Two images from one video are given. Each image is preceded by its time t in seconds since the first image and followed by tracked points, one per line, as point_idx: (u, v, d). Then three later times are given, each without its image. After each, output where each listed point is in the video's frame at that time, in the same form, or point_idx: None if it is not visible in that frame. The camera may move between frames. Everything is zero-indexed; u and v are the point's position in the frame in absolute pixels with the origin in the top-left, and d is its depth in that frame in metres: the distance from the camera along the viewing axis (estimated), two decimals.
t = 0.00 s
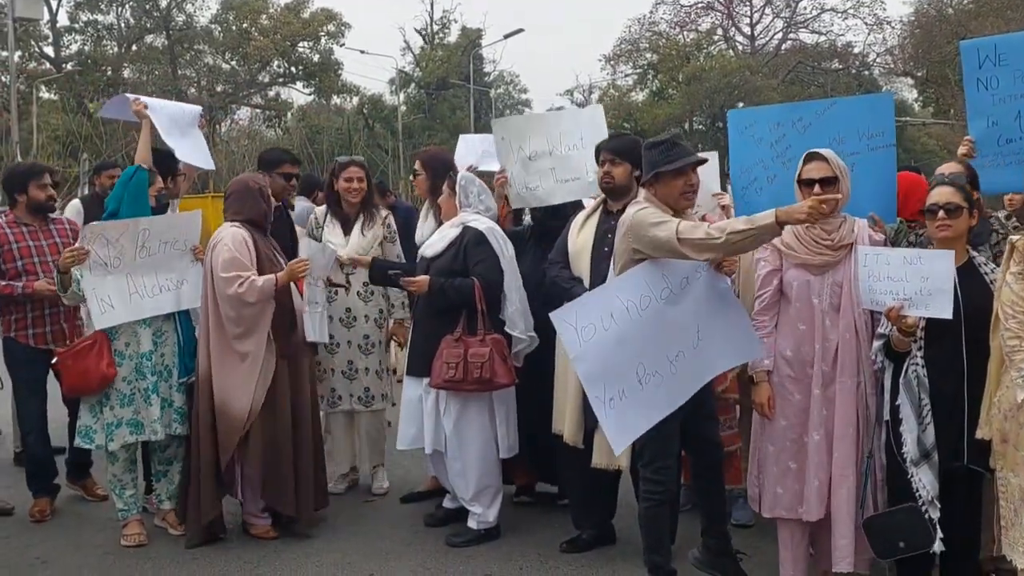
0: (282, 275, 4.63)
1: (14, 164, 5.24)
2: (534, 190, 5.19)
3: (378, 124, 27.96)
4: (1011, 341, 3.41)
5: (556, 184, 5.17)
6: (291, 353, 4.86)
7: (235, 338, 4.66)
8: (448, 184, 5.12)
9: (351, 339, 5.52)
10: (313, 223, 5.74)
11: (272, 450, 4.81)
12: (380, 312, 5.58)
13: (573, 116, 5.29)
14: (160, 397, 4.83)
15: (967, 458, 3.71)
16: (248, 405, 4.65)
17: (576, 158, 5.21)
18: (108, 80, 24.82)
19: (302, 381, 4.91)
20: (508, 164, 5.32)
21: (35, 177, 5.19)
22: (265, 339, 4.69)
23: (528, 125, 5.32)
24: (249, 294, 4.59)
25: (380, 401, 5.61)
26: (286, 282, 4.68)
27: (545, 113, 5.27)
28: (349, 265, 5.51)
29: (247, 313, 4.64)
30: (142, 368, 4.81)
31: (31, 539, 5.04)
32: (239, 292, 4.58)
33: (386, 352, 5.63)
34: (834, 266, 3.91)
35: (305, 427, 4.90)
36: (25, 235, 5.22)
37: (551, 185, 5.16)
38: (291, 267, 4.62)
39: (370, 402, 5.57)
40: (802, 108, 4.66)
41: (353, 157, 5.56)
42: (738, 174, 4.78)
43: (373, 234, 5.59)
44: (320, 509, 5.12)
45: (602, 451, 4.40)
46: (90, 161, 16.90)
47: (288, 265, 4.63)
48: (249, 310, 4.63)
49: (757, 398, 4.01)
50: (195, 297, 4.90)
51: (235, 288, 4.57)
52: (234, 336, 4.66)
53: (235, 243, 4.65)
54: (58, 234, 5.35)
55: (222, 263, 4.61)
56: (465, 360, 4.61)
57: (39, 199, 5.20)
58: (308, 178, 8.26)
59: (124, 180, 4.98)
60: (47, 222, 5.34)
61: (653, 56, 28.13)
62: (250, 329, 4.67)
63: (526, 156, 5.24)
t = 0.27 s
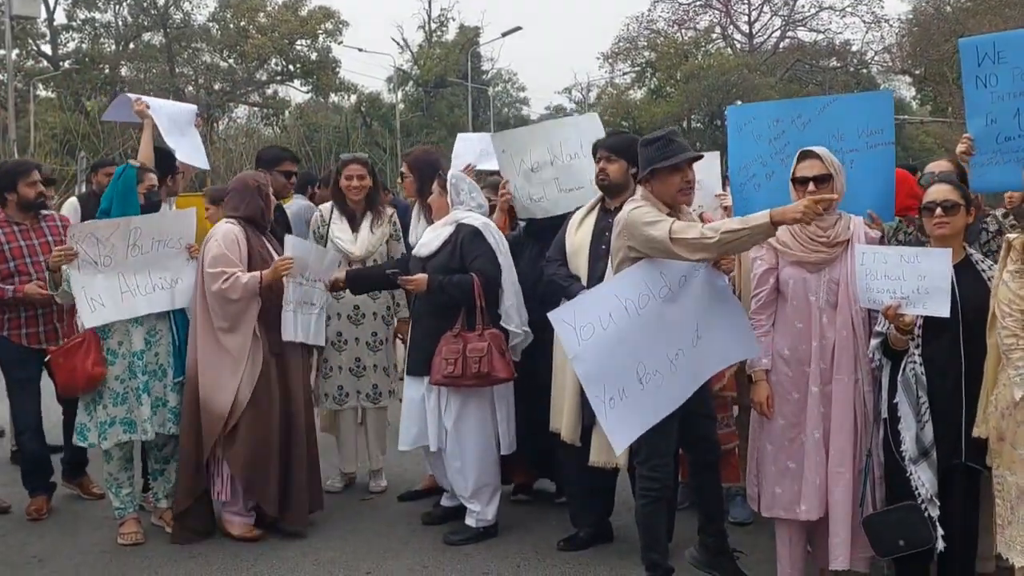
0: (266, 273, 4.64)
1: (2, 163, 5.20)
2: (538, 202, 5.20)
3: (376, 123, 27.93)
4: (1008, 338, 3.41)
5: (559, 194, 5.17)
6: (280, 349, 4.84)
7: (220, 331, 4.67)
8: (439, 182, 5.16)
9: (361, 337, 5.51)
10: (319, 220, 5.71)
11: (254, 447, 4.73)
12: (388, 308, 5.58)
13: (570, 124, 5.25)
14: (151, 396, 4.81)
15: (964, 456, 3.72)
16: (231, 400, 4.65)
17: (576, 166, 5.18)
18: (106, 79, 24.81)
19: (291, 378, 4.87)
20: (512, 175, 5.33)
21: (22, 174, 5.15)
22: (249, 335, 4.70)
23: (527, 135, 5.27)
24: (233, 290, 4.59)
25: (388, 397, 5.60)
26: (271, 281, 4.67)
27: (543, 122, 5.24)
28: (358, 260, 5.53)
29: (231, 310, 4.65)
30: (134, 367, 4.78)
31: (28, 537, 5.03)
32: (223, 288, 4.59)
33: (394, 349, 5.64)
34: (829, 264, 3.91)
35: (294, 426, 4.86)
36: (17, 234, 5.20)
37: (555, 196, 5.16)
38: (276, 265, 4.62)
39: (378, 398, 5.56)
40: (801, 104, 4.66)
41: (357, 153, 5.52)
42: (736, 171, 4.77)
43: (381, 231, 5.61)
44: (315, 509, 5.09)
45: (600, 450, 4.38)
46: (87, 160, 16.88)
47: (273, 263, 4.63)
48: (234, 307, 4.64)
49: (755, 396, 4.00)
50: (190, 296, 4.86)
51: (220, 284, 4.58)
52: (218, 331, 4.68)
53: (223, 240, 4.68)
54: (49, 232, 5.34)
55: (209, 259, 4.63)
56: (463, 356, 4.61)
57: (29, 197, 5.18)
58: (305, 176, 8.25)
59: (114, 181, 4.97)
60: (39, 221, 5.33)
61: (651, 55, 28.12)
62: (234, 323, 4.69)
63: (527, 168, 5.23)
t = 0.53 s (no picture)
0: (260, 275, 4.62)
1: None
2: (535, 208, 5.16)
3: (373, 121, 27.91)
4: (1004, 337, 3.41)
5: (556, 199, 5.16)
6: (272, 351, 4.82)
7: (209, 334, 4.64)
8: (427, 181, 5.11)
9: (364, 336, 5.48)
10: (322, 218, 5.70)
11: (248, 448, 4.71)
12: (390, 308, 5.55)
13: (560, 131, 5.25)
14: (139, 395, 4.82)
15: (960, 454, 3.72)
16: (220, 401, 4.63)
17: (569, 170, 5.23)
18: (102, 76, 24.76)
19: (280, 380, 4.85)
20: (506, 185, 5.26)
21: (14, 173, 5.13)
22: (239, 339, 4.67)
23: (517, 143, 5.23)
24: (227, 293, 4.56)
25: (390, 396, 5.59)
26: (266, 283, 4.65)
27: (534, 129, 5.21)
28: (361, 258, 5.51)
29: (224, 314, 4.61)
30: (123, 367, 4.79)
31: (21, 536, 5.02)
32: (217, 291, 4.56)
33: (396, 349, 5.61)
34: (825, 263, 3.91)
35: (289, 428, 4.83)
36: (8, 233, 5.19)
37: (553, 201, 5.15)
38: (271, 266, 4.61)
39: (381, 397, 5.54)
40: (800, 103, 4.66)
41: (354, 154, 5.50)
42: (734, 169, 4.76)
43: (384, 230, 5.57)
44: (310, 508, 5.06)
45: (597, 448, 4.35)
46: (83, 158, 16.86)
47: (267, 265, 4.62)
48: (226, 310, 4.61)
49: (750, 396, 4.01)
50: (174, 296, 4.85)
51: (213, 286, 4.55)
52: (209, 333, 4.64)
53: (214, 242, 4.62)
54: (40, 231, 5.33)
55: (201, 261, 4.59)
56: (466, 354, 4.62)
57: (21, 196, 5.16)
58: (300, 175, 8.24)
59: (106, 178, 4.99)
60: (30, 220, 5.32)
61: (648, 53, 28.13)
62: (225, 326, 4.65)
63: (522, 175, 5.19)
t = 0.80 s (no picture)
0: (236, 275, 4.58)
1: None
2: (520, 213, 5.15)
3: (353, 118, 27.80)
4: (980, 334, 3.42)
5: (541, 203, 5.14)
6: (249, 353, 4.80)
7: (188, 335, 4.59)
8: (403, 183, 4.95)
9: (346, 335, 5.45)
10: (306, 213, 5.66)
11: (227, 450, 4.67)
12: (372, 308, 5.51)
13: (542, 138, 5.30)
14: (109, 395, 4.77)
15: (936, 452, 3.75)
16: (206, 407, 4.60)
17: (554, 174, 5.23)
18: (79, 73, 24.53)
19: (257, 384, 4.82)
20: (491, 194, 5.29)
21: None
22: (219, 340, 4.64)
23: (501, 151, 5.29)
24: (202, 294, 4.53)
25: (372, 396, 5.55)
26: (241, 284, 4.62)
27: (518, 136, 5.28)
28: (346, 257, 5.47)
29: (201, 314, 4.58)
30: (94, 365, 4.74)
31: None
32: (191, 292, 4.52)
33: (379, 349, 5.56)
34: (805, 261, 3.94)
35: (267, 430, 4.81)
36: None
37: (537, 205, 5.14)
38: (247, 267, 4.58)
39: (361, 397, 5.50)
40: (779, 102, 4.66)
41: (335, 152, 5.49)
42: (714, 168, 4.77)
43: (368, 229, 5.54)
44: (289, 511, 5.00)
45: (575, 445, 4.38)
46: (59, 154, 16.70)
47: (244, 265, 4.59)
48: (203, 311, 4.58)
49: (731, 394, 4.01)
50: (140, 305, 4.75)
51: (188, 286, 4.51)
52: (187, 334, 4.59)
53: (188, 241, 4.58)
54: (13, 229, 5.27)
55: (174, 261, 4.54)
56: (445, 354, 4.61)
57: None
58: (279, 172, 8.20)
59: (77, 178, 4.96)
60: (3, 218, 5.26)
61: (629, 51, 28.17)
62: (203, 328, 4.61)
63: (506, 181, 5.22)
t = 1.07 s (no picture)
0: (185, 275, 4.47)
1: None
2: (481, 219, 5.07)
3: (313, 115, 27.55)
4: (932, 332, 3.44)
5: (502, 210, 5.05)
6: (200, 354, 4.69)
7: (136, 338, 4.48)
8: (362, 185, 4.80)
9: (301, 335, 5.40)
10: (262, 211, 5.55)
11: (182, 453, 4.61)
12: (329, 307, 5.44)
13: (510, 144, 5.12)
14: (52, 395, 4.70)
15: (889, 450, 3.81)
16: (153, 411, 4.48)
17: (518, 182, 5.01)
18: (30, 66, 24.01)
19: (211, 384, 4.71)
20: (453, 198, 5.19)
21: None
22: (168, 341, 4.52)
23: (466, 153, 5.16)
24: (151, 296, 4.42)
25: (326, 395, 5.50)
26: (189, 283, 4.51)
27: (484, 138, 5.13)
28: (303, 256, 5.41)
29: (149, 316, 4.47)
30: (33, 364, 4.67)
31: None
32: (139, 293, 4.41)
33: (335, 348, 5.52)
34: (762, 261, 3.96)
35: (221, 434, 4.71)
36: None
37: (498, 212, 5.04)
38: (195, 266, 4.47)
39: (316, 397, 5.45)
40: (735, 102, 4.71)
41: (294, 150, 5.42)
42: (672, 167, 4.79)
43: (327, 227, 5.49)
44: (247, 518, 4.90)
45: (531, 443, 4.47)
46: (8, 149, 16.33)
47: (193, 265, 4.48)
48: (151, 312, 4.47)
49: (690, 393, 4.01)
50: (88, 313, 4.67)
51: (135, 289, 4.41)
52: (135, 337, 4.48)
53: (133, 240, 4.48)
54: None
55: (120, 262, 4.44)
56: (400, 355, 4.58)
57: None
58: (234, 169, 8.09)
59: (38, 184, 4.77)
60: None
61: (590, 51, 28.24)
62: (152, 330, 4.50)
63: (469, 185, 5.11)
